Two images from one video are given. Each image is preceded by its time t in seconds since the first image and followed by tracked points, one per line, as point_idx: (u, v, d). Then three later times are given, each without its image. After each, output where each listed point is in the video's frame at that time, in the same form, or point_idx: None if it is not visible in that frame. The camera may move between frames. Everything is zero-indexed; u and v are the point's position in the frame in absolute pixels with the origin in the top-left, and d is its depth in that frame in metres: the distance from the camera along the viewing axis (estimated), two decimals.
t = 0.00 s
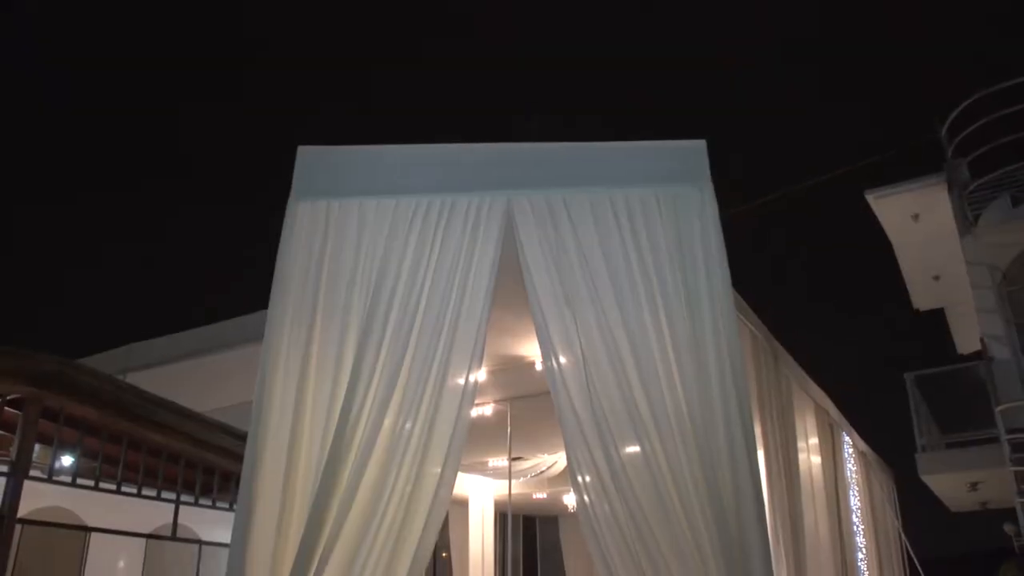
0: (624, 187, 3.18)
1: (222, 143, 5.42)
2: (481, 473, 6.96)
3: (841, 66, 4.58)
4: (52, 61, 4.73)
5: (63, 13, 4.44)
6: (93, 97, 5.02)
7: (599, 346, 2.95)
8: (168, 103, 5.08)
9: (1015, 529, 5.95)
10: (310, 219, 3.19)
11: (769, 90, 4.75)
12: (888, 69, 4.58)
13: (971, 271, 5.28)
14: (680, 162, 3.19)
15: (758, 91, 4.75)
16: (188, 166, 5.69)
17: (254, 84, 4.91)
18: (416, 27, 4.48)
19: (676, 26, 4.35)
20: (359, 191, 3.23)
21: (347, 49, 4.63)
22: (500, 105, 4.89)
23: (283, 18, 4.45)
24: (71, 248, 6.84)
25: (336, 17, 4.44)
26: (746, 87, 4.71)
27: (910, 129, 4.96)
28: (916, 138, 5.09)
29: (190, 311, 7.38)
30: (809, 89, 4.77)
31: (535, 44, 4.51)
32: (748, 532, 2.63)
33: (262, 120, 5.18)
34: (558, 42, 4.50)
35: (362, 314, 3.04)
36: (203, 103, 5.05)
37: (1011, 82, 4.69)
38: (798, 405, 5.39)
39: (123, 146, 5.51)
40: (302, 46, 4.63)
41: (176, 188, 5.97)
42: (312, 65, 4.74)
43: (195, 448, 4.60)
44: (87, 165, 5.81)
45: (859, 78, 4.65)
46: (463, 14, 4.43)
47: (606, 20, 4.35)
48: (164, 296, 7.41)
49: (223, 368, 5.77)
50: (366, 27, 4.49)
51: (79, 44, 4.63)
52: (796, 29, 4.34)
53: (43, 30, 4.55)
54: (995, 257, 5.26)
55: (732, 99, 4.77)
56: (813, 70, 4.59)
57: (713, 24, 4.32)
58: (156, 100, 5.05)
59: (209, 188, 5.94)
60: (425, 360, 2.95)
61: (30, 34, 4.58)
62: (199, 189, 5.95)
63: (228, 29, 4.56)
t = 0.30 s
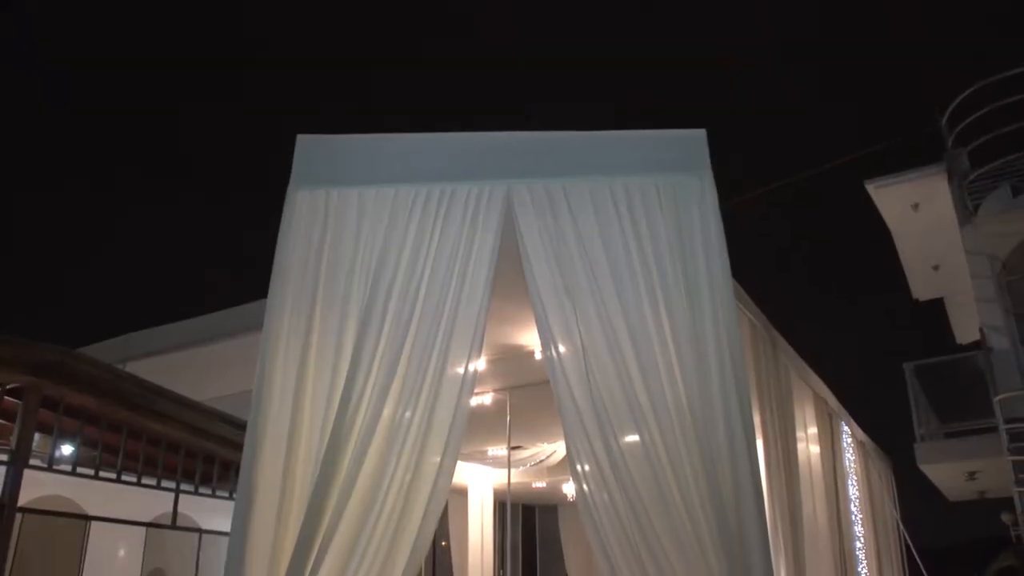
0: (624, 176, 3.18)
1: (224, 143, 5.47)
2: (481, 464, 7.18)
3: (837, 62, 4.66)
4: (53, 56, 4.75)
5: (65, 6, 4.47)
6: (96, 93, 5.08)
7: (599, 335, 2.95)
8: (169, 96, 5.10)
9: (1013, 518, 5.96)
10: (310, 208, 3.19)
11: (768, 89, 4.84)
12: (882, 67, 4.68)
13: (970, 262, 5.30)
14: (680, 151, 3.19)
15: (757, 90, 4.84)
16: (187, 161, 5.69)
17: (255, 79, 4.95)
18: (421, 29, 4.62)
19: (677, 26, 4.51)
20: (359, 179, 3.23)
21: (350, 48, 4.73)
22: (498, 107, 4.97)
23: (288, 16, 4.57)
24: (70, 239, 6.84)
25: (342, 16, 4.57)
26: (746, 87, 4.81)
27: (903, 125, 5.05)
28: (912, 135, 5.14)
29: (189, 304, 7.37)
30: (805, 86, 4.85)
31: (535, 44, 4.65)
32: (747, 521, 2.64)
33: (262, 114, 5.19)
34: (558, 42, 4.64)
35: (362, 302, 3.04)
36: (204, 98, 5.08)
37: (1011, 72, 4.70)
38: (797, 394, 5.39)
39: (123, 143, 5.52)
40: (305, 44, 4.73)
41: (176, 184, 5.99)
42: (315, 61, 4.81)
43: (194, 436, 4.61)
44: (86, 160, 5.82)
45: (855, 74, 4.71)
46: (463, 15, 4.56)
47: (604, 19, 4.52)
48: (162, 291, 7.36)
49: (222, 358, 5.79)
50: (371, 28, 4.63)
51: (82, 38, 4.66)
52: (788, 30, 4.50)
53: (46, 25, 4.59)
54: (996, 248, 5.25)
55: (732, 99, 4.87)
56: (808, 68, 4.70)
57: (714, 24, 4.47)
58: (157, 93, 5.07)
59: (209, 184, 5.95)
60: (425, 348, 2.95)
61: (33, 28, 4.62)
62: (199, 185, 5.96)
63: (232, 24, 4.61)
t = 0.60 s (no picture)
0: (625, 166, 3.17)
1: (225, 137, 5.52)
2: (480, 451, 7.37)
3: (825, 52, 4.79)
4: (54, 56, 4.81)
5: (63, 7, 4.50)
6: (97, 90, 5.11)
7: (598, 326, 2.96)
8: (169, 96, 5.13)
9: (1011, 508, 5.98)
10: (310, 197, 3.19)
11: (768, 89, 5.03)
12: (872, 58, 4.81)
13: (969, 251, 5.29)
14: (681, 141, 3.18)
15: (757, 90, 5.03)
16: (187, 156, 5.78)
17: (253, 79, 5.03)
18: (420, 32, 4.72)
19: (668, 25, 4.58)
20: (358, 168, 3.22)
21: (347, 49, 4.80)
22: (498, 105, 5.07)
23: (285, 18, 4.61)
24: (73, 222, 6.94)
25: (337, 19, 4.61)
26: (745, 87, 4.99)
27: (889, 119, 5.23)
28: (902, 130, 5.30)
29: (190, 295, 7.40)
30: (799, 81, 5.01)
31: (535, 43, 4.74)
32: (746, 512, 2.65)
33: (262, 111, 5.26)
34: (557, 43, 4.73)
35: (361, 292, 3.04)
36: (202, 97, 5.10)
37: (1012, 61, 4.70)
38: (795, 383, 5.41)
39: (125, 140, 5.59)
40: (302, 44, 4.78)
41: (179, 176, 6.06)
42: (313, 61, 4.86)
43: (194, 425, 4.64)
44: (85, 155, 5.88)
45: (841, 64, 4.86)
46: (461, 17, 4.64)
47: (587, 19, 4.59)
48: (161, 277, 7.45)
49: (222, 347, 5.79)
50: (369, 28, 4.70)
51: (80, 38, 4.69)
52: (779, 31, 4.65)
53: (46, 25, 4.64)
54: (995, 238, 5.26)
55: (732, 98, 5.05)
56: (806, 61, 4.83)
57: (714, 23, 4.56)
58: (155, 93, 5.10)
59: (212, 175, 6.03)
60: (424, 338, 2.94)
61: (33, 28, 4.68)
62: (202, 177, 6.05)
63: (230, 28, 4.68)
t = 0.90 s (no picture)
0: (625, 155, 3.16)
1: (226, 136, 5.65)
2: (478, 439, 7.41)
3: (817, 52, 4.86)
4: (53, 56, 4.91)
5: (63, 8, 4.59)
6: (98, 90, 5.26)
7: (596, 315, 2.96)
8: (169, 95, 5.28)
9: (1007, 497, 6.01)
10: (308, 185, 3.18)
11: (768, 89, 5.14)
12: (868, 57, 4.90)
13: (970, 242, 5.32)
14: (680, 131, 3.17)
15: (757, 90, 5.12)
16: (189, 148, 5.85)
17: (254, 78, 5.10)
18: (420, 32, 4.82)
19: (665, 25, 4.65)
20: (356, 157, 3.21)
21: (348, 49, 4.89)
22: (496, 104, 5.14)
23: (285, 18, 4.72)
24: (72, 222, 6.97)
25: (338, 19, 4.71)
26: (745, 86, 5.05)
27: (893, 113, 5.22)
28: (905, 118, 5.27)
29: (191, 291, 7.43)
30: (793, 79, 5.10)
31: (535, 43, 4.82)
32: (745, 502, 2.65)
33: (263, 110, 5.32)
34: (554, 41, 4.80)
35: (360, 281, 3.03)
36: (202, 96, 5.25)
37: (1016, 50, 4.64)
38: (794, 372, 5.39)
39: (125, 139, 5.73)
40: (302, 44, 4.88)
41: (185, 171, 6.20)
42: (312, 61, 4.93)
43: (190, 412, 4.78)
44: (87, 151, 5.95)
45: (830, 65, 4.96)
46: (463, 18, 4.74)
47: (586, 19, 4.68)
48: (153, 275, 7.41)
49: (221, 337, 5.80)
50: (369, 28, 4.80)
51: (82, 37, 4.80)
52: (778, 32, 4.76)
53: (45, 26, 4.74)
54: (995, 228, 5.31)
55: (732, 98, 5.11)
56: (803, 60, 4.90)
57: (714, 24, 4.62)
58: (155, 93, 5.26)
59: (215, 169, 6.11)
60: (422, 328, 2.94)
61: (33, 29, 4.76)
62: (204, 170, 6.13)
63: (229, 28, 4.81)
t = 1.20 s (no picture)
0: (624, 144, 3.15)
1: (227, 135, 5.70)
2: (477, 428, 7.48)
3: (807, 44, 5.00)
4: (53, 56, 5.15)
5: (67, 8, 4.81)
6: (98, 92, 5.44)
7: (595, 304, 2.96)
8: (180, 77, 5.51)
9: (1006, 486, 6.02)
10: (306, 174, 3.17)
11: (765, 88, 5.20)
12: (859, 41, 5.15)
13: (969, 231, 5.34)
14: (680, 120, 3.17)
15: (753, 88, 5.18)
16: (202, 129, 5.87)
17: (256, 75, 5.22)
18: (419, 30, 5.04)
19: (655, 22, 4.81)
20: (355, 146, 3.21)
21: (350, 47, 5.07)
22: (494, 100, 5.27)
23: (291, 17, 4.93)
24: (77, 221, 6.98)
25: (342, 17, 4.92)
26: (742, 85, 5.14)
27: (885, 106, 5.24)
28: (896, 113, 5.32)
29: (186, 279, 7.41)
30: (791, 77, 5.21)
31: (535, 44, 5.03)
32: (744, 490, 2.67)
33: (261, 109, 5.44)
34: (551, 39, 4.99)
35: (358, 269, 3.03)
36: (201, 96, 5.39)
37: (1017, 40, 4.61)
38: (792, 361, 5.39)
39: (128, 134, 5.81)
40: (303, 44, 5.05)
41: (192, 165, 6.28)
42: (311, 60, 5.11)
43: (189, 402, 4.83)
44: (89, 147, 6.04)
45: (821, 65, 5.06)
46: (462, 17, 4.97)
47: (579, 19, 4.89)
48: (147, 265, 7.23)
49: (220, 325, 5.80)
50: (369, 28, 5.01)
51: (89, 30, 4.94)
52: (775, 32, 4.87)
53: (46, 26, 4.96)
54: (993, 218, 5.34)
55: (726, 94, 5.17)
56: (800, 59, 4.98)
57: (701, 21, 4.76)
58: (159, 89, 5.37)
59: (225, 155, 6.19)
60: (421, 316, 2.95)
61: (34, 29, 4.99)
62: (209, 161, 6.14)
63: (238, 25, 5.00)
